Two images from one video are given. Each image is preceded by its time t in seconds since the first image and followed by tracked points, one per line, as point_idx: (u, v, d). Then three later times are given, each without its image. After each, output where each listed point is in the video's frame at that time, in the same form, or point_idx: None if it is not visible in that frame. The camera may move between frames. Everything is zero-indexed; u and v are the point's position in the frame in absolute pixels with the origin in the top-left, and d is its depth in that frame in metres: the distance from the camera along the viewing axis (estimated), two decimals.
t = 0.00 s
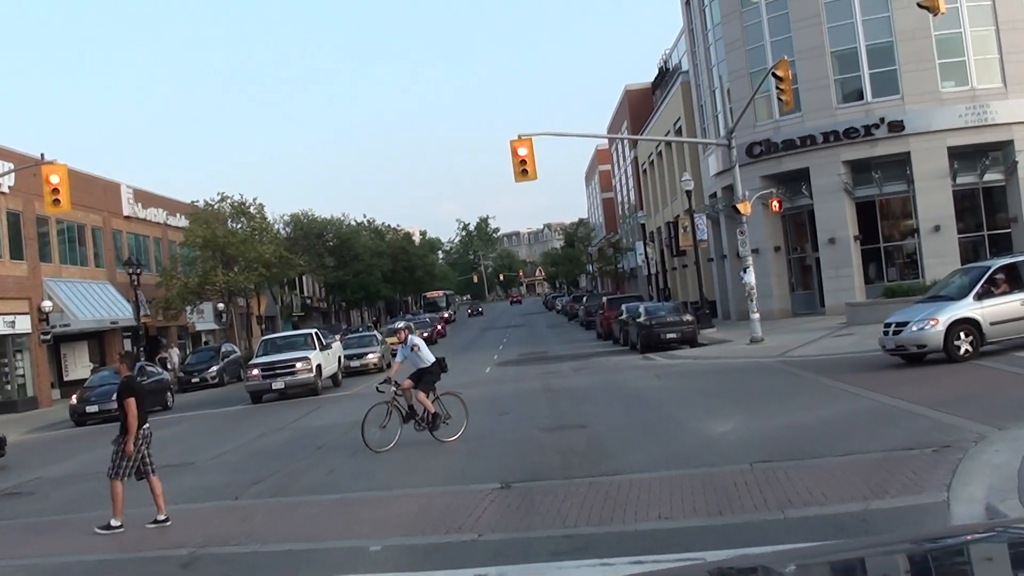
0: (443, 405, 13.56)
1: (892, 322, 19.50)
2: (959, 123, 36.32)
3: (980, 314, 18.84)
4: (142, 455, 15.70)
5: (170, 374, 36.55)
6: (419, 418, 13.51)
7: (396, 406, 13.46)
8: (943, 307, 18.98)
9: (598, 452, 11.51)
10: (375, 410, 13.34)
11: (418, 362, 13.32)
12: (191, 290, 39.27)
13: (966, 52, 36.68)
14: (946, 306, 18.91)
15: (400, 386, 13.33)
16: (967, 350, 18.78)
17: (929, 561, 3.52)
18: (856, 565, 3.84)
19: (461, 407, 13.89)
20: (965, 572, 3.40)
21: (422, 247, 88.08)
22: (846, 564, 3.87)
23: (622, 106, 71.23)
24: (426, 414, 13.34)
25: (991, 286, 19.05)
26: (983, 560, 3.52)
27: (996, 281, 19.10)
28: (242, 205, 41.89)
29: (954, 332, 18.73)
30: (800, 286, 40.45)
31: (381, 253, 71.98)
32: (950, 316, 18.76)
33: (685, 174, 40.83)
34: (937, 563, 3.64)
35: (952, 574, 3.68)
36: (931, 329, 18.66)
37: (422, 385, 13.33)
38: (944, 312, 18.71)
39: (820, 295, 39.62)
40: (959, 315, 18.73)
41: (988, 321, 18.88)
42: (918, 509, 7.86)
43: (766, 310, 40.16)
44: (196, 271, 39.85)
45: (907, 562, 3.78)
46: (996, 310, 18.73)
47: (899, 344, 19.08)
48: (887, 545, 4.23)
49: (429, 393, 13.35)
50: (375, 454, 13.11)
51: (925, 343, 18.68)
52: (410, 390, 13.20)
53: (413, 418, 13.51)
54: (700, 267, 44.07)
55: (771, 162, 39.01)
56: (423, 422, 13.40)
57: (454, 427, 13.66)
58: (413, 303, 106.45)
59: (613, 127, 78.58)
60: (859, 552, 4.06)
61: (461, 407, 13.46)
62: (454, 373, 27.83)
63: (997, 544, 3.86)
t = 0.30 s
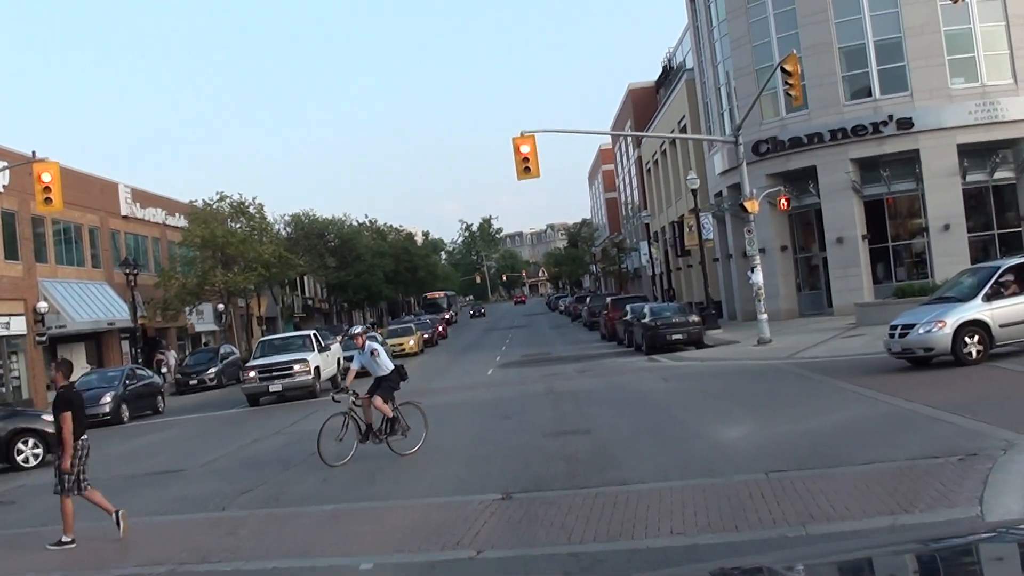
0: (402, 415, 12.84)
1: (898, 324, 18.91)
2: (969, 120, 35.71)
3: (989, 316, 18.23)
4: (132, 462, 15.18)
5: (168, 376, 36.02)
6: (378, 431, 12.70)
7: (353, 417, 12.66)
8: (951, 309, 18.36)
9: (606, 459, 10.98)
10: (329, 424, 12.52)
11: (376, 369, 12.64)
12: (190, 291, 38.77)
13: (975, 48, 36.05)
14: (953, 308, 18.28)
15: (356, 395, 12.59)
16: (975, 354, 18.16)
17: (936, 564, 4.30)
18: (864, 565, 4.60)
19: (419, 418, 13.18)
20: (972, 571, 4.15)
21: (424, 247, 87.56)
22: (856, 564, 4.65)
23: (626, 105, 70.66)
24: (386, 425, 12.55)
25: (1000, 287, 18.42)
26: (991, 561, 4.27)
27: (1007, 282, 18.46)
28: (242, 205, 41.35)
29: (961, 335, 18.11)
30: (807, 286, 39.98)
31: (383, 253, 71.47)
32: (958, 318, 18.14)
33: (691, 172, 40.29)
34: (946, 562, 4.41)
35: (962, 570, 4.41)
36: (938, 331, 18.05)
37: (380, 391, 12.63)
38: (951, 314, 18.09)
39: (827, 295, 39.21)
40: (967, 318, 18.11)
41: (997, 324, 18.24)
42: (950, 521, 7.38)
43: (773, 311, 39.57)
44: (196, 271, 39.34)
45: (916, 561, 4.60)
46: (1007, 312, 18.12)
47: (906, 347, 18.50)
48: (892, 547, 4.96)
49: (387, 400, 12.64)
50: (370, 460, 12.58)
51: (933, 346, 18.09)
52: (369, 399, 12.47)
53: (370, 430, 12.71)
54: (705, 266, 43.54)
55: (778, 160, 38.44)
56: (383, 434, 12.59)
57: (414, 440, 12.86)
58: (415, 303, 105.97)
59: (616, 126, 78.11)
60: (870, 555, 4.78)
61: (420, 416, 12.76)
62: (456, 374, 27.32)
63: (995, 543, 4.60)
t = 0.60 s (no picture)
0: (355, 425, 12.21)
1: (903, 326, 18.45)
2: (977, 118, 35.22)
3: (997, 317, 17.72)
4: (122, 467, 14.74)
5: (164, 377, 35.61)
6: (330, 444, 12.04)
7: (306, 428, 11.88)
8: (957, 310, 17.86)
9: (610, 467, 10.52)
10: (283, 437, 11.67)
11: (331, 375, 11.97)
12: (187, 292, 38.35)
13: (983, 45, 35.56)
14: (960, 309, 17.79)
15: (309, 406, 11.97)
16: (983, 357, 17.63)
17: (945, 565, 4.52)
18: (870, 566, 4.80)
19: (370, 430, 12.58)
20: (980, 570, 4.40)
21: (425, 247, 87.09)
22: (861, 564, 4.88)
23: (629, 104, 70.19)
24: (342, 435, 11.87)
25: (1008, 287, 17.90)
26: (998, 561, 4.43)
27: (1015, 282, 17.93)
28: (240, 204, 40.91)
29: (969, 337, 17.59)
30: (812, 287, 39.52)
31: (383, 253, 71.03)
32: (965, 320, 17.64)
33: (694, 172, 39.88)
34: (953, 562, 4.59)
35: (969, 569, 4.63)
36: (944, 333, 17.57)
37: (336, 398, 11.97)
38: (957, 315, 17.60)
39: (833, 295, 38.74)
40: (974, 319, 17.59)
41: (1006, 325, 17.72)
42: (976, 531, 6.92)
43: (778, 311, 39.10)
44: (194, 271, 38.92)
45: (924, 561, 4.83)
46: (1016, 313, 17.60)
47: (911, 349, 18.07)
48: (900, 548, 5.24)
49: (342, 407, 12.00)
50: (365, 468, 12.12)
51: (939, 349, 17.62)
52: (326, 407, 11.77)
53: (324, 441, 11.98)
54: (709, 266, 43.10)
55: (782, 159, 37.98)
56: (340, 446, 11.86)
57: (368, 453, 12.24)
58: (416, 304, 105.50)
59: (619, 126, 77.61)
60: (876, 556, 5.04)
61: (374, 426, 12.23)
62: (456, 376, 26.88)
63: (1002, 542, 4.79)
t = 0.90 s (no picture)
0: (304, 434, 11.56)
1: (908, 327, 18.08)
2: (983, 116, 34.81)
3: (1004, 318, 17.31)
4: (112, 471, 14.35)
5: (160, 377, 35.22)
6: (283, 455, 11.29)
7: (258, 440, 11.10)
8: (964, 310, 17.47)
9: (614, 472, 10.13)
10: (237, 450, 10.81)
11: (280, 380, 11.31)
12: (184, 291, 37.99)
13: (988, 42, 35.16)
14: (966, 310, 17.40)
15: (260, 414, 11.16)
16: (991, 359, 17.21)
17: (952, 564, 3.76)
18: (874, 564, 4.09)
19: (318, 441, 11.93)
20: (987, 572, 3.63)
21: (425, 247, 86.79)
22: (865, 562, 4.16)
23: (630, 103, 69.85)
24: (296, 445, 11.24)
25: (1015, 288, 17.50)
26: (1007, 559, 3.71)
27: None
28: (238, 204, 40.55)
29: (975, 339, 17.17)
30: (816, 286, 39.07)
31: (383, 253, 70.72)
32: (971, 321, 17.24)
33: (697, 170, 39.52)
34: (959, 563, 3.83)
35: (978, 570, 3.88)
36: (950, 335, 17.18)
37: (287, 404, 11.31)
38: (964, 316, 17.20)
39: (836, 295, 38.30)
40: (981, 320, 17.17)
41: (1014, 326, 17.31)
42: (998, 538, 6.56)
43: (781, 311, 38.69)
44: (191, 270, 38.56)
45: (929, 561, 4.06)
46: None
47: (915, 351, 17.69)
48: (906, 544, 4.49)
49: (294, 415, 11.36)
50: (362, 473, 11.73)
51: (944, 351, 17.23)
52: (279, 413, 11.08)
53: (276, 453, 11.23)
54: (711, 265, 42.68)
55: (785, 157, 37.61)
56: (295, 457, 11.21)
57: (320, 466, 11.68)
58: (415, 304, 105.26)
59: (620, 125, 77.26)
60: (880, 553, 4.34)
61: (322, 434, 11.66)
62: (455, 377, 26.47)
63: (1009, 540, 4.05)
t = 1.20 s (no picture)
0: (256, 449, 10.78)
1: (913, 329, 17.75)
2: (987, 114, 34.49)
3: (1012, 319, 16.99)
4: (104, 476, 14.04)
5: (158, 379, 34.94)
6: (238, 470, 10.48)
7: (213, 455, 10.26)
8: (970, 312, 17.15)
9: (615, 478, 9.82)
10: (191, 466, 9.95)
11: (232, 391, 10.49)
12: (181, 292, 37.71)
13: (992, 40, 34.86)
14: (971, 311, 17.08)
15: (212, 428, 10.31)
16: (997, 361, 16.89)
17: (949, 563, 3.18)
18: (876, 565, 3.55)
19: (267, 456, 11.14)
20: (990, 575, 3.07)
21: (425, 248, 86.55)
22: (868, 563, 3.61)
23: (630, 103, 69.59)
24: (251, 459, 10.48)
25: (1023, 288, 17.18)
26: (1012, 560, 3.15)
27: None
28: (237, 204, 40.30)
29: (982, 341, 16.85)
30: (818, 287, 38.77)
31: (383, 254, 70.48)
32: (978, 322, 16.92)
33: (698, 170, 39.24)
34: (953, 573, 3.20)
35: None
36: (957, 336, 16.87)
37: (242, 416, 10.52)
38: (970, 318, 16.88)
39: (839, 295, 38.00)
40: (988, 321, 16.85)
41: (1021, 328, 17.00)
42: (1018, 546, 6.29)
43: (783, 312, 38.39)
44: (188, 271, 38.29)
45: (929, 560, 3.50)
46: None
47: (921, 353, 17.34)
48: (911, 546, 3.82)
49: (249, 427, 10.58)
50: (359, 478, 11.44)
51: (951, 352, 16.91)
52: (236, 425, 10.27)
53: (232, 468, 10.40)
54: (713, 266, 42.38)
55: (787, 158, 37.32)
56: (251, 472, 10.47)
57: (274, 480, 10.95)
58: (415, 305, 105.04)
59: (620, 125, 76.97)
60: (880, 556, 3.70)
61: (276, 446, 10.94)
62: (454, 379, 26.15)
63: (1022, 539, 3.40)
